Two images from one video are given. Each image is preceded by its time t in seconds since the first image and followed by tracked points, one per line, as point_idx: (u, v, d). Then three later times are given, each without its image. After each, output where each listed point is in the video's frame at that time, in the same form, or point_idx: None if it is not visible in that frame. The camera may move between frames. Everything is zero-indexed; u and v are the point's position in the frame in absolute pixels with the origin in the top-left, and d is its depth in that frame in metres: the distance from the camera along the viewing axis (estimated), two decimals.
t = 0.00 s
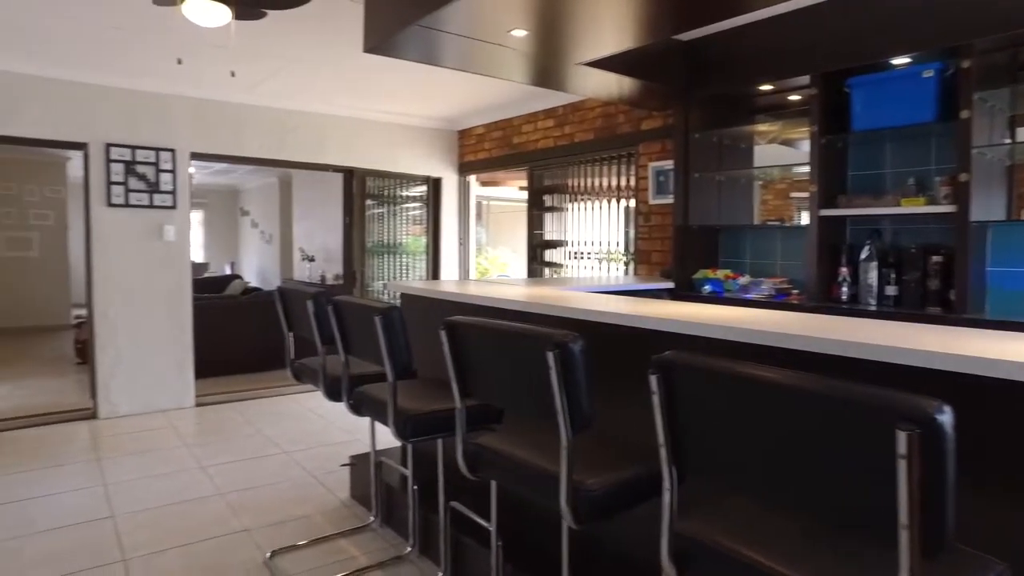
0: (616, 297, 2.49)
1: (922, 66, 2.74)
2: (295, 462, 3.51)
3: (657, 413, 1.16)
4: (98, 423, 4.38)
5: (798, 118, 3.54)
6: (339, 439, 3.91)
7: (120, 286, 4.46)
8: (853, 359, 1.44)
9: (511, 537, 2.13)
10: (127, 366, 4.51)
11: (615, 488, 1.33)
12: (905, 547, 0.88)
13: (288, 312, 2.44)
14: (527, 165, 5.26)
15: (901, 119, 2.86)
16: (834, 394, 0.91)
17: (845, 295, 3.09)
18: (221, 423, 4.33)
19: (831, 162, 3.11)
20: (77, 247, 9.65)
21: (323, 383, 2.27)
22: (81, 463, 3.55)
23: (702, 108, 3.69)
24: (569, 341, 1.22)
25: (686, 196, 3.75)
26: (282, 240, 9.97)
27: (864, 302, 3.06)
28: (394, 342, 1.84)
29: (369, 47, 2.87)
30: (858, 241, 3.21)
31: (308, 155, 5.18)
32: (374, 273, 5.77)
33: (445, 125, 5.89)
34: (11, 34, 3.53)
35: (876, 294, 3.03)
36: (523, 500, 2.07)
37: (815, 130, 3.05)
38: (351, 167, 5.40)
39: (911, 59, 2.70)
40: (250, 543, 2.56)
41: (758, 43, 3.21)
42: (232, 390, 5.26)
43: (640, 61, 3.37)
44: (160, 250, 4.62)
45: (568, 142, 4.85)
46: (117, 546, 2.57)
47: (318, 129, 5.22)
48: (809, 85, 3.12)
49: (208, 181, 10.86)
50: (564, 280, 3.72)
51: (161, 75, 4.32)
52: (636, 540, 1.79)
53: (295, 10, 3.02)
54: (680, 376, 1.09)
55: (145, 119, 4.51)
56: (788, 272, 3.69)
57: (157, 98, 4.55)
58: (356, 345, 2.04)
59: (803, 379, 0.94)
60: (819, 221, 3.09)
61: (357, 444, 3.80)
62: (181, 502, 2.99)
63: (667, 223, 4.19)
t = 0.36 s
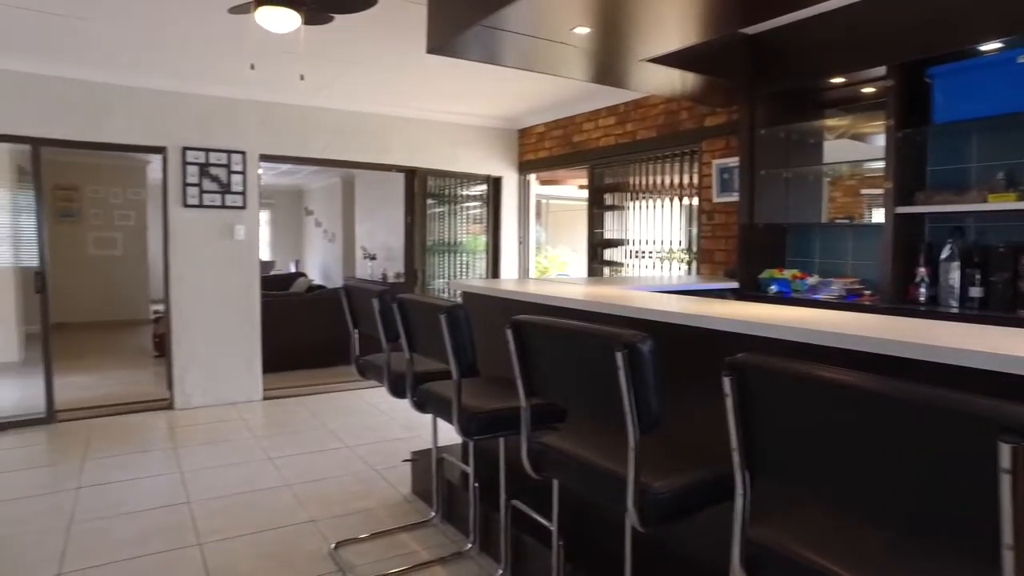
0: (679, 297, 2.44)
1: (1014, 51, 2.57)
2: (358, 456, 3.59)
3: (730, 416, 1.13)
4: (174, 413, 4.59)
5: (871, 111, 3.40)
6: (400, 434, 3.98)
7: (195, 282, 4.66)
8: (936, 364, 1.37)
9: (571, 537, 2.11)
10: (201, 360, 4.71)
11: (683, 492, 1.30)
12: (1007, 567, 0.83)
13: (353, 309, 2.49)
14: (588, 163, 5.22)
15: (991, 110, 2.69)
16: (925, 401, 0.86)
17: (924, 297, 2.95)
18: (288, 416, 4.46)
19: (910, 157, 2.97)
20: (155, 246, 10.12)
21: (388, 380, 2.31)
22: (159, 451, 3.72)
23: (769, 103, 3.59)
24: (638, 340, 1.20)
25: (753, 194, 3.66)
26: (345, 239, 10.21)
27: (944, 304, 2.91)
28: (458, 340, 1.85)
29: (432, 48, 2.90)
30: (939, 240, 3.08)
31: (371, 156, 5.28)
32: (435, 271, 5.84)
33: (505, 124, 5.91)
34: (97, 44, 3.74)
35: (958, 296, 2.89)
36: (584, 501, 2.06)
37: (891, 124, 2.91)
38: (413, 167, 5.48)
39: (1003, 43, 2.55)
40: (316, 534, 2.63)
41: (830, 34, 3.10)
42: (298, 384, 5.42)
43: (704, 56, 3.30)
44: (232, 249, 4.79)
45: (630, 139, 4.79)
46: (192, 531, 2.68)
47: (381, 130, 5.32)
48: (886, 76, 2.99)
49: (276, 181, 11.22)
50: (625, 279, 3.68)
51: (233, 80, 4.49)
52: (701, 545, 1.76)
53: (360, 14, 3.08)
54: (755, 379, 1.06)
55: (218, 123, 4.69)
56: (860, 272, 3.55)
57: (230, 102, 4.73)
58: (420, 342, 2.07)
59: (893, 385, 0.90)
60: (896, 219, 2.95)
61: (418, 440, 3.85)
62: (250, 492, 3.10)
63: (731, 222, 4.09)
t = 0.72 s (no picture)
0: (739, 298, 2.38)
1: None
2: (415, 452, 3.64)
3: (800, 422, 1.10)
4: (239, 406, 4.75)
5: (946, 104, 3.24)
6: (455, 432, 4.02)
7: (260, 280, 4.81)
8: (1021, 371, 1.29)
9: (629, 540, 2.10)
10: (265, 355, 4.86)
11: (749, 498, 1.27)
12: None
13: (412, 308, 2.53)
14: (645, 161, 5.15)
15: None
16: (1014, 410, 0.82)
17: (1006, 299, 2.80)
18: (347, 412, 4.56)
19: (990, 151, 2.82)
20: (221, 244, 10.49)
21: (446, 377, 2.34)
22: (226, 442, 3.86)
23: (836, 97, 3.47)
24: (703, 343, 1.18)
25: (817, 191, 3.53)
26: (402, 238, 10.37)
27: None
28: (518, 339, 1.85)
29: (490, 48, 2.92)
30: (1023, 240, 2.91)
31: (428, 156, 5.34)
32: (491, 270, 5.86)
33: (561, 123, 5.89)
34: (171, 52, 3.90)
35: None
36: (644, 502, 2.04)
37: (971, 116, 2.77)
38: (470, 167, 5.52)
39: None
40: (374, 527, 2.68)
41: (904, 24, 2.97)
42: (356, 380, 5.53)
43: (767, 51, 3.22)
44: (294, 248, 4.92)
45: (688, 137, 4.70)
46: (256, 520, 2.77)
47: (439, 130, 5.37)
48: (966, 65, 2.85)
49: (335, 181, 11.48)
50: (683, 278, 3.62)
51: (296, 84, 4.61)
52: (766, 552, 1.72)
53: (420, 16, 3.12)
54: (827, 383, 1.02)
55: (282, 125, 4.84)
56: (934, 272, 3.40)
57: (293, 105, 4.86)
58: (479, 342, 2.08)
59: (977, 392, 0.86)
60: (975, 216, 2.81)
61: (473, 438, 3.89)
62: (312, 484, 3.18)
63: (794, 220, 3.97)
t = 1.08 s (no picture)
0: (808, 300, 2.30)
1: None
2: (474, 451, 3.66)
3: (883, 433, 1.06)
4: (303, 401, 4.88)
5: None
6: (513, 430, 4.03)
7: (323, 278, 4.93)
8: None
9: (693, 545, 2.06)
10: (328, 351, 4.98)
11: (824, 510, 1.23)
12: None
13: (474, 307, 2.55)
14: (707, 159, 5.04)
15: None
16: None
17: None
18: (406, 409, 4.63)
19: None
20: (285, 243, 10.82)
21: (506, 377, 2.34)
22: (290, 436, 3.97)
23: (912, 90, 3.31)
24: (777, 347, 1.15)
25: (890, 187, 3.37)
26: (459, 237, 10.46)
27: None
28: (580, 339, 1.84)
29: (550, 47, 2.91)
30: None
31: (487, 156, 5.37)
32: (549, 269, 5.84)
33: (620, 121, 5.82)
34: (242, 58, 4.04)
35: None
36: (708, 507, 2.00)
37: None
38: (528, 166, 5.52)
39: None
40: (434, 524, 2.71)
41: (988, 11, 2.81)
42: (415, 377, 5.61)
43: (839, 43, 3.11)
44: (357, 247, 5.02)
45: (752, 134, 4.58)
46: (319, 513, 2.84)
47: (498, 130, 5.39)
48: None
49: (394, 181, 11.67)
50: (747, 279, 3.53)
51: (359, 87, 4.71)
52: (839, 563, 1.66)
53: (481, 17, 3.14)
54: (914, 393, 0.98)
55: (345, 127, 4.95)
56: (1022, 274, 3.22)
57: (356, 107, 4.97)
58: (540, 341, 2.08)
59: None
60: None
61: (531, 437, 3.89)
62: (373, 479, 3.24)
63: (864, 219, 3.82)
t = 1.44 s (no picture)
0: (881, 301, 2.20)
1: None
2: (533, 450, 3.66)
3: (979, 447, 1.00)
4: (365, 396, 4.98)
5: None
6: (572, 431, 4.01)
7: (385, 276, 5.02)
8: None
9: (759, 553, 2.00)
10: (389, 348, 5.07)
11: (908, 523, 1.17)
12: None
13: (536, 306, 2.54)
14: (773, 156, 4.89)
15: None
16: None
17: None
18: (465, 406, 4.67)
19: None
20: (347, 242, 11.07)
21: (568, 377, 2.33)
22: (353, 431, 4.06)
23: (998, 80, 3.13)
24: (856, 351, 1.10)
25: (976, 183, 3.20)
26: (517, 236, 10.49)
27: None
28: (646, 340, 1.81)
29: (612, 44, 2.88)
30: None
31: (547, 155, 5.35)
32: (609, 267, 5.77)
33: (682, 117, 5.72)
34: (309, 61, 4.16)
35: None
36: (777, 515, 1.94)
37: None
38: (588, 164, 5.48)
39: None
40: (493, 522, 2.72)
41: None
42: (474, 376, 5.65)
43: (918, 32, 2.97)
44: (418, 246, 5.09)
45: (821, 129, 4.42)
46: (381, 507, 2.90)
47: (558, 129, 5.37)
48: None
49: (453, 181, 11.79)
50: (817, 279, 3.41)
51: (421, 87, 4.77)
52: None
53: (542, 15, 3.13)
54: (1012, 404, 0.93)
55: (407, 127, 5.02)
56: None
57: (417, 108, 5.04)
58: (604, 341, 2.06)
59: None
60: None
61: (590, 438, 3.86)
62: (433, 475, 3.28)
63: (943, 217, 3.64)
